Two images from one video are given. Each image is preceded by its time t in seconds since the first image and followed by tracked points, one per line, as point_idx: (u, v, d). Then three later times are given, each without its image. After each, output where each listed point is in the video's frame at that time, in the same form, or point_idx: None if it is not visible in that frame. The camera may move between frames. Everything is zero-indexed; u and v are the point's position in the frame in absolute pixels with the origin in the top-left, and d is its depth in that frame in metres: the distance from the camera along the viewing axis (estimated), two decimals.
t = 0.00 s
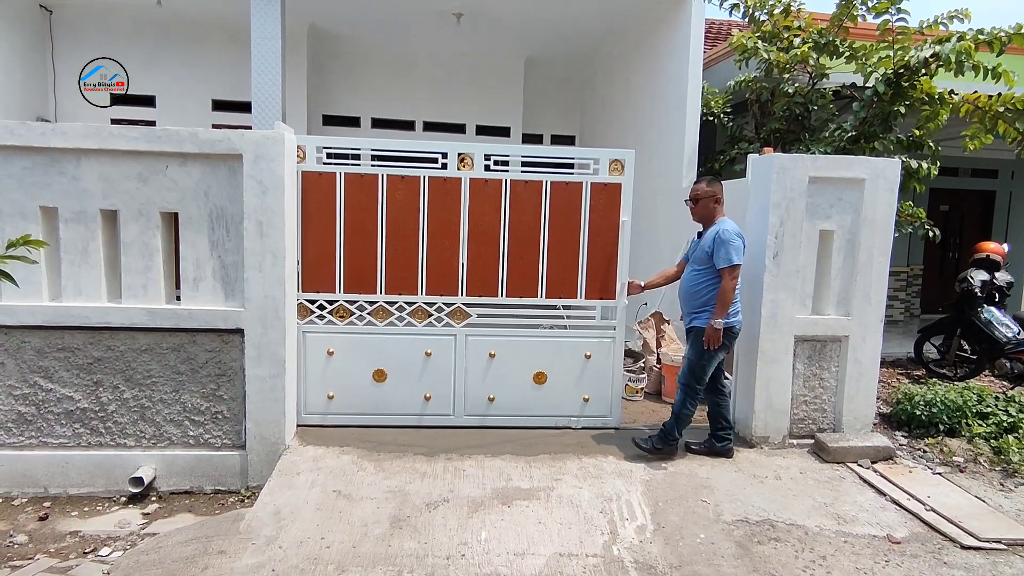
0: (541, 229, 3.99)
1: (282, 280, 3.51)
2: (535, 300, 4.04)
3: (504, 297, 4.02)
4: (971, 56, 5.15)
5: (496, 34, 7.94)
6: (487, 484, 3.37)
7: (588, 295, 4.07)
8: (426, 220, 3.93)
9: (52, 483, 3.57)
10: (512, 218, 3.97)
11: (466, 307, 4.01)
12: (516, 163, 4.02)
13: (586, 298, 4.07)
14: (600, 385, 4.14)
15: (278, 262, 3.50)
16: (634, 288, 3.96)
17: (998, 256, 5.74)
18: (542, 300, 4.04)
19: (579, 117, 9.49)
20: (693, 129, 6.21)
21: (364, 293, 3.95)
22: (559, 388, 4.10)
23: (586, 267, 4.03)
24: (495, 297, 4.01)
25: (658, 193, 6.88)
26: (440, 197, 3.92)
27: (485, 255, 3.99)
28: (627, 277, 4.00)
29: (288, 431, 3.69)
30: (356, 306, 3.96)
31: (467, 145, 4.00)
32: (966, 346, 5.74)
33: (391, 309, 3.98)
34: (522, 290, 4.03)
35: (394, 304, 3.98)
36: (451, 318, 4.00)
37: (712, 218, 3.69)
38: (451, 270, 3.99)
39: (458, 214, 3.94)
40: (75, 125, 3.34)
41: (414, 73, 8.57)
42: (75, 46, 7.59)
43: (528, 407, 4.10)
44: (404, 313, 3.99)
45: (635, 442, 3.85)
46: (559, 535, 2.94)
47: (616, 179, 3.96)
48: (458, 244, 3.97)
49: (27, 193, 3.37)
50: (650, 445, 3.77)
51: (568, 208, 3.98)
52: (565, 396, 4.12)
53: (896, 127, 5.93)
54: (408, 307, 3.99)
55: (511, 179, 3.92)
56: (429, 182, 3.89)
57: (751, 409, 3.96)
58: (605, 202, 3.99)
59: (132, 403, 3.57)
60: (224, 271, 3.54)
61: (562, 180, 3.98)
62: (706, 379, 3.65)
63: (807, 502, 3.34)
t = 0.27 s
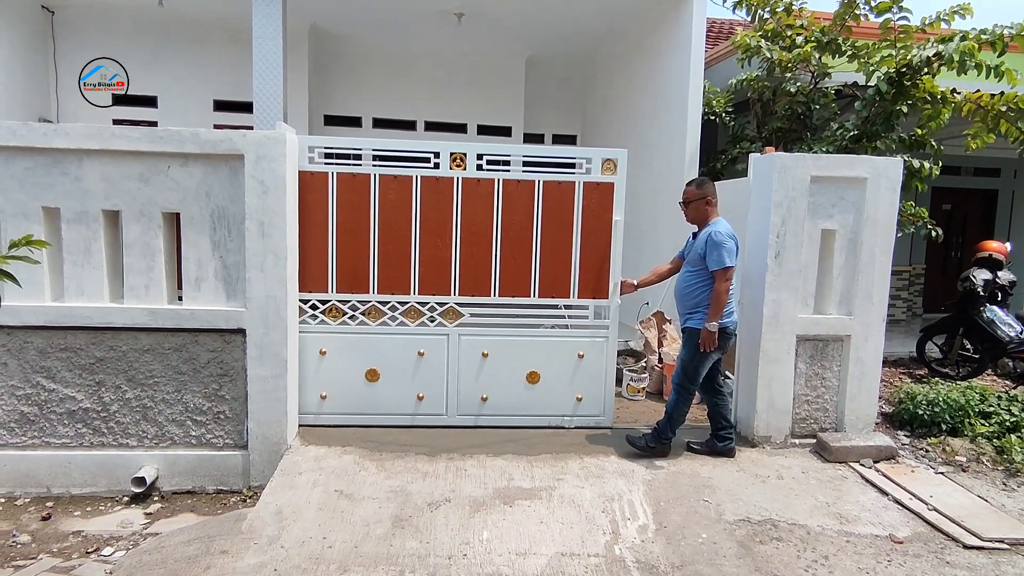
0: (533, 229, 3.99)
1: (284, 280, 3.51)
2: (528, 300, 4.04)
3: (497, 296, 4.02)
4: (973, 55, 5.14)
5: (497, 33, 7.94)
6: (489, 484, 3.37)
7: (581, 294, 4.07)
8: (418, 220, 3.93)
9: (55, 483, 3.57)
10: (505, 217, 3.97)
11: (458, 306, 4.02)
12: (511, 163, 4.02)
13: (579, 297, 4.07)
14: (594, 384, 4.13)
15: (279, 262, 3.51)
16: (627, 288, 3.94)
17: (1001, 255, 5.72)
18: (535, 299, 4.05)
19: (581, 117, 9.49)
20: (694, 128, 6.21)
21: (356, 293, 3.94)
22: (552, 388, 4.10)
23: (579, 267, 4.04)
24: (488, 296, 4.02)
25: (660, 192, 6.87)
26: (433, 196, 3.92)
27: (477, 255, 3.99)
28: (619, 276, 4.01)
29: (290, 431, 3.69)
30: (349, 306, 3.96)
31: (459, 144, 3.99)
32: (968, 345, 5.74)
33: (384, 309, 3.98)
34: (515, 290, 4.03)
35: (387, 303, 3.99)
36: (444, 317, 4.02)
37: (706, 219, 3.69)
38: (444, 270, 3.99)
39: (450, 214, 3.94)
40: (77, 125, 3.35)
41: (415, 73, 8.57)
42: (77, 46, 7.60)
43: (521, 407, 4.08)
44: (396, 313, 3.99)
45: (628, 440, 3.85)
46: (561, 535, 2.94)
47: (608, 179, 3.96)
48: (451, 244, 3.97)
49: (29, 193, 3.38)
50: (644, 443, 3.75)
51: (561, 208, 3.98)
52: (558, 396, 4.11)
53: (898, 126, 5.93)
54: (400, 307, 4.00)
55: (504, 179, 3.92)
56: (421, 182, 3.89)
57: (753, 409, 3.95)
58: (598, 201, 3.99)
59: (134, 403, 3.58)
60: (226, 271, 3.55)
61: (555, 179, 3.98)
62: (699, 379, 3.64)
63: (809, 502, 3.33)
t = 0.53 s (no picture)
0: (524, 228, 3.98)
1: (286, 280, 3.52)
2: (518, 299, 4.03)
3: (487, 295, 4.01)
4: (977, 53, 5.12)
5: (499, 33, 7.94)
6: (491, 484, 3.37)
7: (571, 293, 4.06)
8: (408, 219, 3.93)
9: (58, 482, 3.58)
10: (495, 216, 3.96)
11: (449, 305, 4.01)
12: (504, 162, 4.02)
13: (570, 297, 4.05)
14: (585, 383, 4.12)
15: (282, 262, 3.51)
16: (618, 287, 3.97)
17: (1004, 254, 5.71)
18: (525, 299, 4.03)
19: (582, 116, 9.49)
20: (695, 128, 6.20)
21: (347, 292, 3.94)
22: (543, 387, 4.09)
23: (569, 266, 4.03)
24: (478, 296, 4.01)
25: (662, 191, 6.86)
26: (422, 196, 3.91)
27: (468, 254, 3.99)
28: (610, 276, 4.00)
29: (292, 431, 3.69)
30: (340, 305, 3.95)
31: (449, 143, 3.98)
32: (971, 344, 5.74)
33: (374, 309, 3.97)
34: (505, 289, 4.02)
35: (377, 303, 3.98)
36: (434, 317, 4.00)
37: (694, 222, 3.69)
38: (434, 269, 3.98)
39: (440, 214, 3.94)
40: (79, 126, 3.35)
41: (416, 72, 8.56)
42: (79, 47, 7.62)
43: (512, 407, 4.08)
44: (386, 313, 3.98)
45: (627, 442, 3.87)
46: (563, 535, 2.94)
47: (599, 178, 3.96)
48: (440, 243, 3.96)
49: (32, 193, 3.39)
50: (643, 446, 3.73)
51: (551, 207, 3.98)
52: (549, 395, 4.10)
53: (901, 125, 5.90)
54: (390, 307, 3.99)
55: (494, 177, 3.91)
56: (411, 181, 3.89)
57: (755, 408, 3.95)
58: (588, 200, 3.98)
59: (136, 402, 3.58)
60: (228, 271, 3.55)
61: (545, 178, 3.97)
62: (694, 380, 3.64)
63: (812, 501, 3.33)
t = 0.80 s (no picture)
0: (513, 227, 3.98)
1: (289, 279, 3.52)
2: (508, 298, 4.01)
3: (477, 295, 4.00)
4: (979, 51, 5.12)
5: (500, 32, 7.93)
6: (493, 483, 3.37)
7: (562, 293, 4.04)
8: (398, 218, 3.93)
9: (61, 481, 3.59)
10: (484, 215, 3.96)
11: (438, 305, 4.01)
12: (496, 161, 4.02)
13: (560, 296, 4.04)
14: (575, 382, 4.11)
15: (284, 262, 3.51)
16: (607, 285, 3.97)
17: (1007, 253, 5.69)
18: (515, 298, 4.02)
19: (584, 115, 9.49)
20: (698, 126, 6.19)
21: (338, 292, 3.93)
22: (533, 386, 4.08)
23: (559, 265, 4.01)
24: (468, 295, 3.99)
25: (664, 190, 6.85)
26: (411, 195, 3.91)
27: (457, 254, 3.98)
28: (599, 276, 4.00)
29: (294, 430, 3.70)
30: (330, 305, 3.94)
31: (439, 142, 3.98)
32: (974, 343, 5.74)
33: (364, 308, 3.96)
34: (494, 289, 4.00)
35: (367, 302, 3.97)
36: (424, 316, 4.00)
37: (673, 226, 3.62)
38: (423, 268, 3.97)
39: (429, 213, 3.93)
40: (82, 126, 3.36)
41: (417, 72, 8.56)
42: (82, 47, 7.64)
43: (502, 405, 4.08)
44: (376, 312, 3.97)
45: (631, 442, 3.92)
46: (565, 534, 2.94)
47: (589, 177, 3.94)
48: (430, 242, 3.96)
49: (35, 193, 3.39)
50: (643, 451, 3.70)
51: (541, 206, 3.96)
52: (539, 394, 4.10)
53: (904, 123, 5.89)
54: (380, 306, 3.98)
55: (483, 176, 3.91)
56: (401, 180, 3.89)
57: (757, 408, 3.94)
58: (578, 199, 3.96)
59: (139, 402, 3.59)
60: (230, 270, 3.55)
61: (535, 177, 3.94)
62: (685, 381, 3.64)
63: (814, 501, 3.32)
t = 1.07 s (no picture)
0: (502, 227, 3.98)
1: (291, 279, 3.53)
2: (498, 298, 4.01)
3: (467, 294, 4.00)
4: (981, 49, 5.11)
5: (502, 32, 7.93)
6: (495, 482, 3.37)
7: (552, 292, 4.05)
8: (386, 217, 3.92)
9: (64, 480, 3.60)
10: (474, 215, 3.96)
11: (428, 304, 4.01)
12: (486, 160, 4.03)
13: (550, 295, 4.05)
14: (564, 382, 4.10)
15: (286, 261, 3.52)
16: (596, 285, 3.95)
17: (1010, 252, 5.68)
18: (504, 297, 4.02)
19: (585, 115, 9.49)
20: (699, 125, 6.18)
21: (326, 292, 3.92)
22: (523, 386, 4.08)
23: (549, 264, 4.02)
24: (457, 294, 4.00)
25: (666, 190, 6.85)
26: (400, 194, 3.91)
27: (447, 253, 3.98)
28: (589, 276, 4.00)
29: (296, 430, 3.70)
30: (318, 305, 3.93)
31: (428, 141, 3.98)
32: (977, 342, 5.70)
33: (353, 307, 3.95)
34: (484, 288, 4.01)
35: (356, 302, 3.96)
36: (413, 315, 4.00)
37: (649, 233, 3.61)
38: (412, 267, 3.97)
39: (418, 212, 3.93)
40: (84, 126, 3.37)
41: (418, 71, 8.56)
42: (84, 47, 7.65)
43: (492, 405, 4.08)
44: (365, 312, 3.96)
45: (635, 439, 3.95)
46: (567, 533, 2.94)
47: (578, 175, 3.96)
48: (419, 241, 3.95)
49: (37, 193, 3.40)
50: (644, 450, 3.70)
51: (530, 205, 3.97)
52: (529, 394, 4.09)
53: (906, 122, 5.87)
54: (369, 306, 3.97)
55: (472, 175, 3.91)
56: (389, 179, 3.88)
57: (759, 407, 3.94)
58: (567, 198, 3.98)
59: (142, 401, 3.59)
60: (232, 270, 3.56)
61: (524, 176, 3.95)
62: (684, 381, 3.66)
63: (816, 500, 3.32)
